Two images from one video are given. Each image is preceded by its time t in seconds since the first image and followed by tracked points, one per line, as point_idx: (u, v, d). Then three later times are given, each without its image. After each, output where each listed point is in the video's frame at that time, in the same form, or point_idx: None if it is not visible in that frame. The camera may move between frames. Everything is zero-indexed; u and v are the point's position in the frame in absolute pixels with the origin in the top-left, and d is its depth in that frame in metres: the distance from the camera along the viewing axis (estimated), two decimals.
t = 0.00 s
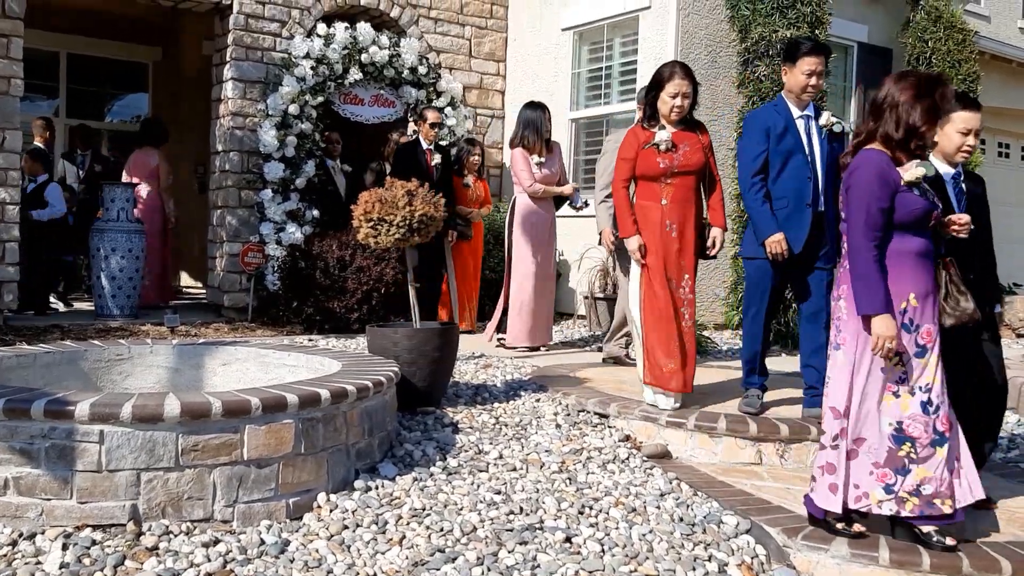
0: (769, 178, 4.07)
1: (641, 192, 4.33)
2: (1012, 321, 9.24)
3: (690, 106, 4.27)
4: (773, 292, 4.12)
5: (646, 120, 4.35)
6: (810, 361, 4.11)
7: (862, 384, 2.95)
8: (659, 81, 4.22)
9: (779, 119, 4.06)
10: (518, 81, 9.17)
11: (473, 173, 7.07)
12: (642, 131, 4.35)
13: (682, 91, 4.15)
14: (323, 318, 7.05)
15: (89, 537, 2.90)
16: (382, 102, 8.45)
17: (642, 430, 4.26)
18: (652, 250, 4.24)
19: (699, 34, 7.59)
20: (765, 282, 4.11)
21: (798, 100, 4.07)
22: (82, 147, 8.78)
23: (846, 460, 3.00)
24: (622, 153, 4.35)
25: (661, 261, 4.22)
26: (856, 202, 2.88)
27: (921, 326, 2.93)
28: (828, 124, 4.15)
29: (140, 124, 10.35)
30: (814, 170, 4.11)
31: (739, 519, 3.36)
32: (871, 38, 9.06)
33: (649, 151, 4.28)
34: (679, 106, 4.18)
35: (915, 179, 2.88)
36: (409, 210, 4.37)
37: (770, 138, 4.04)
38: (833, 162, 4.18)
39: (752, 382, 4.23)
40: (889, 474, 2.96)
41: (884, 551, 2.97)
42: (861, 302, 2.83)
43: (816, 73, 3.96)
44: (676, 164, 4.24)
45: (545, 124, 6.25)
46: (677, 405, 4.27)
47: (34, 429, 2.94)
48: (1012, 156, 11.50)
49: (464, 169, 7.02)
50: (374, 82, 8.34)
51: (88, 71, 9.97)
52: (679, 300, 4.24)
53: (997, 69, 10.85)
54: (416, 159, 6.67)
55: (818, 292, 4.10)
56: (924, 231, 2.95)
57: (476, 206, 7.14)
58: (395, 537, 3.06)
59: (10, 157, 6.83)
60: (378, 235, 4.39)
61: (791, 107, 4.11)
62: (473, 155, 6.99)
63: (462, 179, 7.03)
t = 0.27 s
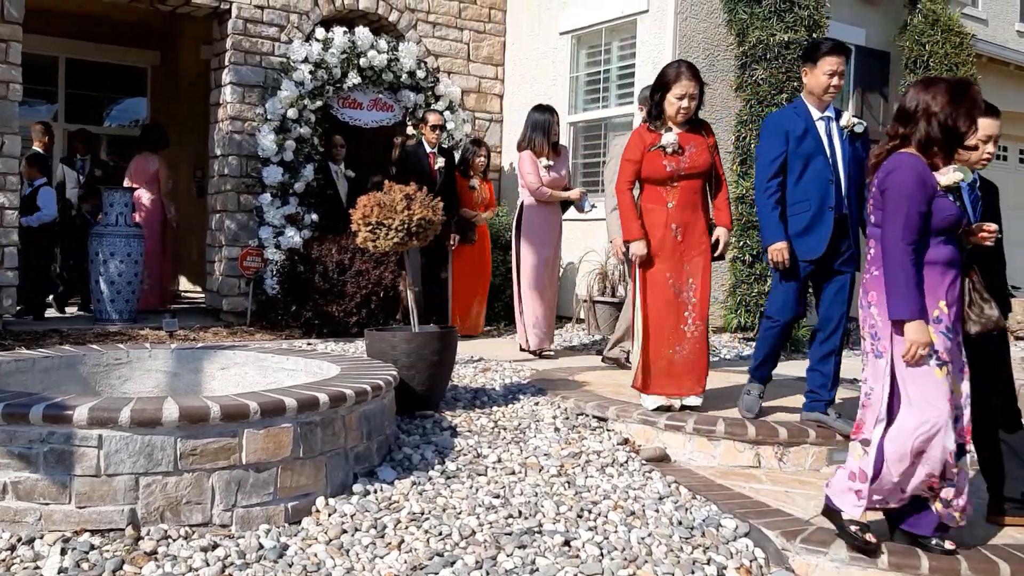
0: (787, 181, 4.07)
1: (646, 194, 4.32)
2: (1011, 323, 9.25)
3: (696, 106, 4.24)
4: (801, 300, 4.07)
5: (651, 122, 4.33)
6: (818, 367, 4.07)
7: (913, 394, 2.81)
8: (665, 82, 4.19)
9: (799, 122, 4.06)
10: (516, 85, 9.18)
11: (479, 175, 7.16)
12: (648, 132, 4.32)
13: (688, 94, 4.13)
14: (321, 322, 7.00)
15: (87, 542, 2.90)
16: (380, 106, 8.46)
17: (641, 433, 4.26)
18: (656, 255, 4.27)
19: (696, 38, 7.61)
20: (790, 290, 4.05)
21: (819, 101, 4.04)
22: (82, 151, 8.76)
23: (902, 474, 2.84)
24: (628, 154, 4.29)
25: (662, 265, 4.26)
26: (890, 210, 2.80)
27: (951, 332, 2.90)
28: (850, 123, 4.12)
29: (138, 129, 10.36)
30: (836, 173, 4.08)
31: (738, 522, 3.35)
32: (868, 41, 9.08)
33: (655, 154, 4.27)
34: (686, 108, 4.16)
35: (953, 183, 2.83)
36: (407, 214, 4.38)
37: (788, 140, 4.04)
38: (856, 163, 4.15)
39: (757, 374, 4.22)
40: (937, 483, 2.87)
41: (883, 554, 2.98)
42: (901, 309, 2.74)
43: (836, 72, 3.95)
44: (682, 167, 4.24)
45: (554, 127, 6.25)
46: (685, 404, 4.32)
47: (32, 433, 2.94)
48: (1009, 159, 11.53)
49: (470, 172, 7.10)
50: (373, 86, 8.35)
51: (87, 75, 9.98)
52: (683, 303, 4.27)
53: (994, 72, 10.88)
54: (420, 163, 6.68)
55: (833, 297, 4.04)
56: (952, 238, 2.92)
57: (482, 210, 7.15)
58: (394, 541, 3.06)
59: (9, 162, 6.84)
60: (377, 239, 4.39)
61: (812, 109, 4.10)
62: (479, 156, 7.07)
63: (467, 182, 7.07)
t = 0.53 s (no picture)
0: (800, 187, 3.92)
1: (659, 198, 4.23)
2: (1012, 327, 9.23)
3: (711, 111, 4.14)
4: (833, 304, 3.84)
5: (665, 126, 4.23)
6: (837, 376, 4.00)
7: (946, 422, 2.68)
8: (679, 86, 4.10)
9: (811, 125, 3.91)
10: (517, 89, 9.19)
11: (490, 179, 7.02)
12: (662, 136, 4.22)
13: (703, 98, 4.04)
14: (322, 327, 7.02)
15: (89, 547, 2.90)
16: (381, 111, 8.47)
17: (642, 438, 4.25)
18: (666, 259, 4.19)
19: (696, 42, 7.63)
20: (821, 295, 3.81)
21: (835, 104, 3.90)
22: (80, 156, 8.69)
23: (943, 510, 2.68)
24: (639, 157, 4.23)
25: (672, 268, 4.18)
26: (925, 223, 2.67)
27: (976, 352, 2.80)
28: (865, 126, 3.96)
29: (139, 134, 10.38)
30: (851, 177, 3.93)
31: (739, 526, 3.35)
32: (868, 45, 9.09)
33: (669, 159, 4.16)
34: (701, 114, 4.07)
35: (983, 200, 2.74)
36: (408, 219, 4.38)
37: (801, 144, 3.89)
38: (871, 167, 4.00)
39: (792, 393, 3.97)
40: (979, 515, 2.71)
41: (883, 558, 2.99)
42: (948, 325, 2.59)
43: (853, 75, 3.80)
44: (698, 172, 4.13)
45: (562, 131, 6.27)
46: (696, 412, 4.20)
47: (33, 439, 2.94)
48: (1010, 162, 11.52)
49: (481, 176, 6.98)
50: (373, 91, 8.35)
51: (88, 81, 10.00)
52: (693, 310, 4.18)
53: (995, 75, 10.88)
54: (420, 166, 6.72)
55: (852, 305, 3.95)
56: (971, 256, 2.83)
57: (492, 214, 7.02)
58: (395, 546, 3.06)
59: (10, 167, 6.85)
60: (377, 243, 4.39)
61: (826, 112, 3.95)
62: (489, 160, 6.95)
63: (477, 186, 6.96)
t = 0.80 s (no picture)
0: (808, 200, 3.89)
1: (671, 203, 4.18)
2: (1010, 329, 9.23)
3: (725, 118, 4.11)
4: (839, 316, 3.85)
5: (680, 132, 4.20)
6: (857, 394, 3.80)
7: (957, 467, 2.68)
8: (693, 92, 4.06)
9: (818, 138, 3.87)
10: (515, 94, 9.21)
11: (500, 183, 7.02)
12: (674, 142, 4.20)
13: (717, 104, 4.00)
14: (321, 331, 7.05)
15: (87, 552, 2.90)
16: (379, 116, 8.48)
17: (640, 441, 4.26)
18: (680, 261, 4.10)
19: (693, 47, 7.65)
20: (824, 312, 3.82)
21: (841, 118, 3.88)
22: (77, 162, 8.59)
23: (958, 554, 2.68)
24: (651, 162, 4.22)
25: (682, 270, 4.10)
26: (944, 258, 2.62)
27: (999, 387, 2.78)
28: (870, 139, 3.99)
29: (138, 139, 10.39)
30: (857, 190, 3.92)
31: (737, 529, 3.36)
32: (864, 49, 9.11)
33: (681, 164, 4.12)
34: (714, 120, 4.03)
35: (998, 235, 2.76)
36: (407, 223, 4.39)
37: (809, 158, 3.86)
38: (875, 180, 4.02)
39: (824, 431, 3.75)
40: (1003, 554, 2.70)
41: (881, 560, 2.99)
42: (979, 366, 2.57)
43: (859, 89, 3.80)
44: (711, 177, 4.07)
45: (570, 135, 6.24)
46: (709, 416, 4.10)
47: (32, 444, 2.95)
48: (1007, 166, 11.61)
49: (490, 180, 6.99)
50: (371, 96, 8.37)
51: (87, 87, 10.02)
52: (709, 311, 4.07)
53: (991, 79, 10.91)
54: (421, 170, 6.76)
55: (864, 317, 3.88)
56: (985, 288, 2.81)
57: (502, 218, 7.04)
58: (393, 550, 3.06)
59: (9, 173, 6.85)
60: (376, 248, 4.40)
61: (832, 125, 3.93)
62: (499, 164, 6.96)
63: (487, 189, 6.99)
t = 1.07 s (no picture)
0: (819, 229, 3.66)
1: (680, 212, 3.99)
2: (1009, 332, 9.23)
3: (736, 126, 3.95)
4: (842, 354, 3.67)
5: (691, 139, 4.02)
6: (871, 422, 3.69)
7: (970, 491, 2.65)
8: (704, 98, 3.90)
9: (826, 166, 3.66)
10: (514, 98, 9.22)
11: (507, 186, 7.03)
12: (686, 149, 4.02)
13: (730, 111, 3.84)
14: (320, 335, 7.04)
15: (87, 556, 2.90)
16: (378, 120, 8.49)
17: (640, 445, 4.26)
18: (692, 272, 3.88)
19: (692, 51, 7.66)
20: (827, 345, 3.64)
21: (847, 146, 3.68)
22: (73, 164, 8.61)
23: None
24: (661, 170, 4.04)
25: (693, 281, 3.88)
26: (929, 280, 2.63)
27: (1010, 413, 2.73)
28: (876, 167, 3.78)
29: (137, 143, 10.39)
30: (868, 218, 3.71)
31: (737, 533, 3.36)
32: (863, 52, 9.12)
33: (694, 171, 3.95)
34: (727, 126, 3.87)
35: (993, 254, 2.64)
36: (407, 227, 4.40)
37: (818, 186, 3.64)
38: (885, 209, 3.82)
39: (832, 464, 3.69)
40: None
41: (880, 564, 3.00)
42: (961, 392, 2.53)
43: (865, 113, 3.61)
44: (724, 186, 3.91)
45: (577, 138, 6.14)
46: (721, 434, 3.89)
47: (32, 449, 2.95)
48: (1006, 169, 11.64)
49: (498, 183, 6.98)
50: (371, 100, 8.37)
51: (86, 91, 10.02)
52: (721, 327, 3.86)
53: (990, 83, 10.93)
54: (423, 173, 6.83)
55: (880, 351, 3.64)
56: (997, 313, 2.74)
57: (509, 221, 7.01)
58: (393, 554, 3.06)
59: (9, 177, 6.86)
60: (375, 252, 4.41)
61: (839, 151, 3.72)
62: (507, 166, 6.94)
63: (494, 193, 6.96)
